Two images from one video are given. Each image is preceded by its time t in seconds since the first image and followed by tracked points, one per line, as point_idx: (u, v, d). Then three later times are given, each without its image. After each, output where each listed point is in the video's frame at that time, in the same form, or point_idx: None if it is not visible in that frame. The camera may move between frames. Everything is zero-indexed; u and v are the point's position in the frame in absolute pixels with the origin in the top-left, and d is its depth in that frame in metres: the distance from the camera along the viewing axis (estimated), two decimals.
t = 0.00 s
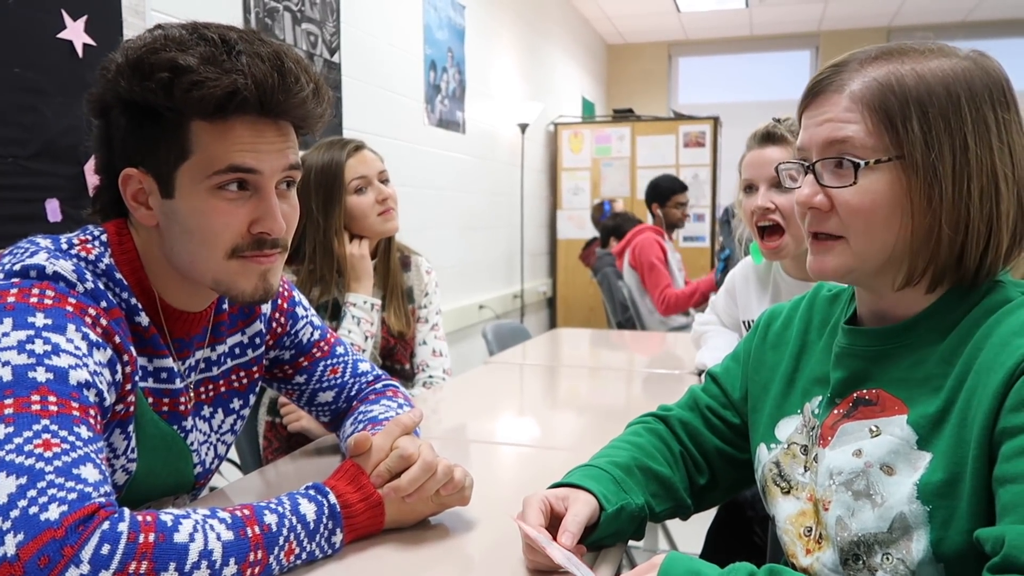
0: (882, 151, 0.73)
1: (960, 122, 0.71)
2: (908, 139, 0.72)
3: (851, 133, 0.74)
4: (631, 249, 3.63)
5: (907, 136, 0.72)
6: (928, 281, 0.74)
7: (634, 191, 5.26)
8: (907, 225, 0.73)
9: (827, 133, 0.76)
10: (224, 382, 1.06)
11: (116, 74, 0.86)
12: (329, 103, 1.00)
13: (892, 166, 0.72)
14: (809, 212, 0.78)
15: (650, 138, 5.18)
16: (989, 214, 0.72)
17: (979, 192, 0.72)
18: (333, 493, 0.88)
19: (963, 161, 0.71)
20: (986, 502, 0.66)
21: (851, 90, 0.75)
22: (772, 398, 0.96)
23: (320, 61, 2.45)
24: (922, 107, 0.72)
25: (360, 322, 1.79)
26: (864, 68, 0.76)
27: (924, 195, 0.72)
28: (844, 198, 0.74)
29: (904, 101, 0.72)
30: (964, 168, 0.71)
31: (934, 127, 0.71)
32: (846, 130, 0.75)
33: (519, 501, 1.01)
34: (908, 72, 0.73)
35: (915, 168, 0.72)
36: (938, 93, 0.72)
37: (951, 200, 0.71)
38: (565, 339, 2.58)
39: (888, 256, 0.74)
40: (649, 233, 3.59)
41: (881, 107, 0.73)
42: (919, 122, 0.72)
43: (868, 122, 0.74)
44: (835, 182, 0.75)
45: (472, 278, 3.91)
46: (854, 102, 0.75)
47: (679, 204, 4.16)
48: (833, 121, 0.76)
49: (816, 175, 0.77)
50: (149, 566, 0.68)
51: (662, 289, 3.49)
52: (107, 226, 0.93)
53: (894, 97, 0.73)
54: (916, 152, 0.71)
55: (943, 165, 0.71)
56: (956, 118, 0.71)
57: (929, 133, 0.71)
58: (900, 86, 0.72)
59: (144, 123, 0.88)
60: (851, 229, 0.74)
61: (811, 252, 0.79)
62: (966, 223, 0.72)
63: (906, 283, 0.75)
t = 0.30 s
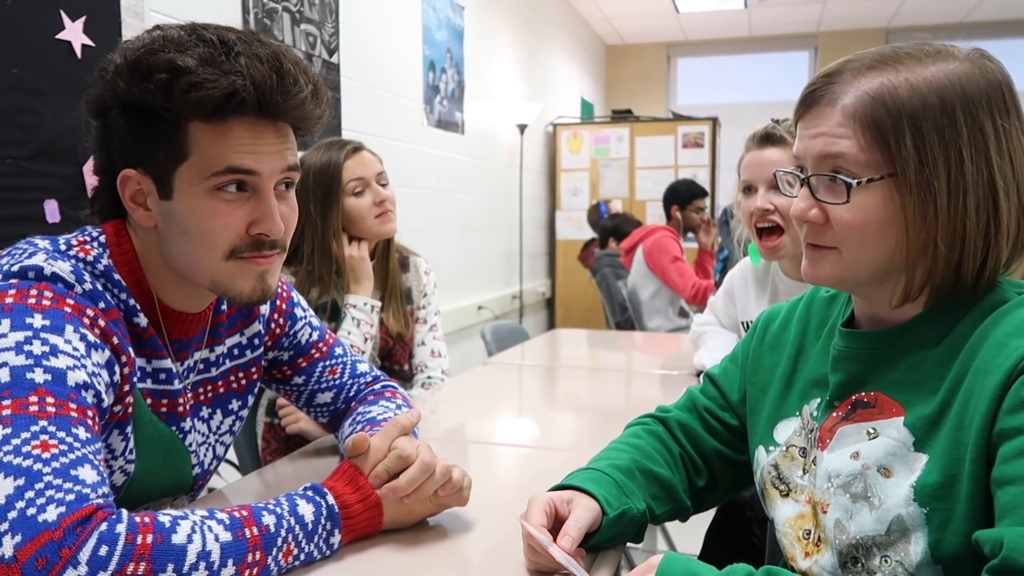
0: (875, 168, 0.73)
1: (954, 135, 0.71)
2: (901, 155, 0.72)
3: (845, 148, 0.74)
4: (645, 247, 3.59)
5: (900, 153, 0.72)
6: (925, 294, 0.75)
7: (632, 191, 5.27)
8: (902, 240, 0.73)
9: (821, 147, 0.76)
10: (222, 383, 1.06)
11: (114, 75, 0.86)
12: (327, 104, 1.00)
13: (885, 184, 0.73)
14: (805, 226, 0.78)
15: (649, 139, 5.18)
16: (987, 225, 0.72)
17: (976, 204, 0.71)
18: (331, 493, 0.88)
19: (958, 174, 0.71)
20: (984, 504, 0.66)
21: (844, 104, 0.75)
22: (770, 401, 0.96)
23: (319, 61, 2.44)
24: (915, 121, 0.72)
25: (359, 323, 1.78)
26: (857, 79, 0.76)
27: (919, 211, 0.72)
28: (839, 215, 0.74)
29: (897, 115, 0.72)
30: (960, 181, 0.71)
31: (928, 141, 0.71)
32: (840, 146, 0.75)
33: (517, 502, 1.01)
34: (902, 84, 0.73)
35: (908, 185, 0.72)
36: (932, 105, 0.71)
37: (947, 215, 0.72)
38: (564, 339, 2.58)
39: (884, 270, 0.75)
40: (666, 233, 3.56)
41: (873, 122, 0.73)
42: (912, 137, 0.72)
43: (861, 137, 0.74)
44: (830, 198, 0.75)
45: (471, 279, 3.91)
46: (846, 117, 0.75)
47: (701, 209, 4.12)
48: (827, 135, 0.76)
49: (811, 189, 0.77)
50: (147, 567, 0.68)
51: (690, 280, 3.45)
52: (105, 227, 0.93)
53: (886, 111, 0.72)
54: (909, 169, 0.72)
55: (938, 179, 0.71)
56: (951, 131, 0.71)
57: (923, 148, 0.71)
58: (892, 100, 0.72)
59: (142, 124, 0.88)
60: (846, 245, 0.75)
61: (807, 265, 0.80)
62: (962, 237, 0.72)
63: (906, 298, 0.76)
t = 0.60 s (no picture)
0: (877, 175, 0.73)
1: (956, 141, 0.71)
2: (903, 162, 0.72)
3: (846, 154, 0.74)
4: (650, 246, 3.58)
5: (902, 160, 0.72)
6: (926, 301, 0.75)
7: (631, 192, 5.27)
8: (904, 246, 0.73)
9: (822, 152, 0.76)
10: (221, 385, 1.06)
11: (114, 76, 0.86)
12: (327, 105, 1.00)
13: (887, 192, 0.73)
14: (805, 230, 0.78)
15: (647, 139, 5.18)
16: (988, 232, 0.72)
17: (977, 210, 0.72)
18: (330, 494, 0.88)
19: (960, 181, 0.71)
20: (982, 505, 0.66)
21: (845, 110, 0.75)
22: (770, 402, 0.96)
23: (318, 62, 2.44)
24: (917, 128, 0.72)
25: (355, 324, 1.79)
26: (858, 83, 0.76)
27: (921, 219, 0.72)
28: (840, 221, 0.74)
29: (899, 121, 0.72)
30: (962, 187, 0.72)
31: (930, 148, 0.71)
32: (841, 152, 0.75)
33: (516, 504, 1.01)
34: (903, 89, 0.73)
35: (910, 193, 0.72)
36: (934, 111, 0.71)
37: (949, 222, 0.72)
38: (563, 340, 2.58)
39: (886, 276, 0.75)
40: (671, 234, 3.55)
41: (875, 129, 0.73)
42: (914, 144, 0.72)
43: (862, 144, 0.74)
44: (831, 204, 0.75)
45: (470, 280, 3.92)
46: (848, 123, 0.75)
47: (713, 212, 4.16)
48: (828, 140, 0.76)
49: (811, 194, 0.77)
50: (146, 568, 0.68)
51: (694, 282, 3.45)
52: (104, 229, 0.93)
53: (888, 117, 0.72)
54: (911, 177, 0.72)
55: (939, 187, 0.71)
56: (953, 137, 0.71)
57: (925, 155, 0.71)
58: (894, 106, 0.72)
59: (141, 126, 0.88)
60: (847, 250, 0.75)
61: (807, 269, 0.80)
62: (964, 244, 0.72)
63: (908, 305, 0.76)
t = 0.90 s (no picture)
0: (874, 174, 0.73)
1: (954, 140, 0.71)
2: (901, 162, 0.72)
3: (844, 153, 0.74)
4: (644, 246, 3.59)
5: (900, 159, 0.72)
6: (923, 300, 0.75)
7: (626, 192, 5.28)
8: (901, 246, 0.74)
9: (819, 151, 0.76)
10: (215, 385, 1.06)
11: (107, 75, 0.86)
12: (321, 104, 1.00)
13: (885, 190, 0.73)
14: (802, 229, 0.78)
15: (643, 140, 5.18)
16: (985, 231, 0.72)
17: (974, 210, 0.72)
18: (324, 494, 0.87)
19: (957, 180, 0.72)
20: (976, 504, 0.66)
21: (843, 109, 0.75)
22: (764, 402, 0.96)
23: (313, 62, 2.44)
24: (915, 127, 0.72)
25: (349, 324, 1.79)
26: (855, 82, 0.76)
27: (918, 218, 0.72)
28: (837, 220, 0.74)
29: (896, 120, 0.72)
30: (958, 186, 0.72)
31: (928, 147, 0.72)
32: (838, 151, 0.75)
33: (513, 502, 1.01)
34: (901, 89, 0.73)
35: (906, 192, 0.72)
36: (932, 110, 0.72)
37: (946, 221, 0.72)
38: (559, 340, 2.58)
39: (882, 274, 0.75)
40: (666, 234, 3.57)
41: (873, 128, 0.73)
42: (911, 143, 0.72)
43: (860, 143, 0.74)
44: (829, 203, 0.75)
45: (465, 280, 3.91)
46: (845, 122, 0.75)
47: (708, 214, 4.18)
48: (825, 140, 0.76)
49: (808, 193, 0.77)
50: (139, 569, 0.68)
51: (686, 286, 3.44)
52: (97, 228, 0.93)
53: (886, 117, 0.72)
54: (908, 176, 0.72)
55: (937, 187, 0.72)
56: (950, 137, 0.71)
57: (923, 155, 0.72)
58: (892, 105, 0.72)
59: (135, 125, 0.87)
60: (844, 249, 0.75)
61: (803, 268, 0.80)
62: (960, 244, 0.72)
63: (905, 304, 0.76)
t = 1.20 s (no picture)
0: (872, 174, 0.73)
1: (952, 141, 0.72)
2: (899, 162, 0.72)
3: (842, 152, 0.75)
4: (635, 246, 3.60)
5: (898, 159, 0.72)
6: (920, 301, 0.76)
7: (623, 192, 5.28)
8: (899, 246, 0.74)
9: (818, 150, 0.76)
10: (212, 385, 1.05)
11: (101, 74, 0.85)
12: (316, 102, 0.99)
13: (883, 190, 0.73)
14: (800, 228, 0.79)
15: (640, 140, 5.19)
16: (983, 232, 0.72)
17: (972, 211, 0.72)
18: (320, 493, 0.87)
19: (955, 181, 0.72)
20: (973, 503, 0.67)
21: (842, 109, 0.75)
22: (761, 402, 0.96)
23: (310, 62, 2.43)
24: (914, 127, 0.72)
25: (347, 324, 1.78)
26: (855, 82, 0.76)
27: (916, 218, 0.72)
28: (835, 219, 0.75)
29: (896, 120, 0.72)
30: (957, 187, 0.72)
31: (927, 148, 0.72)
32: (837, 150, 0.75)
33: (510, 502, 1.01)
34: (901, 89, 0.73)
35: (904, 192, 0.72)
36: (931, 111, 0.72)
37: (944, 222, 0.72)
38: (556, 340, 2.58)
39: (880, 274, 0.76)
40: (655, 234, 3.57)
41: (872, 127, 0.73)
42: (910, 143, 0.72)
43: (859, 142, 0.74)
44: (827, 203, 0.75)
45: (462, 280, 3.91)
46: (844, 122, 0.75)
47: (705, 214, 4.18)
48: (824, 139, 0.76)
49: (806, 192, 0.77)
50: (135, 570, 0.67)
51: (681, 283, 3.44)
52: (92, 228, 0.92)
53: (885, 116, 0.73)
54: (907, 176, 0.72)
55: (935, 187, 0.72)
56: (949, 138, 0.71)
57: (921, 155, 0.72)
58: (891, 104, 0.72)
59: (131, 125, 0.87)
60: (842, 249, 0.75)
61: (801, 266, 0.80)
62: (958, 245, 0.72)
63: (902, 304, 0.76)
